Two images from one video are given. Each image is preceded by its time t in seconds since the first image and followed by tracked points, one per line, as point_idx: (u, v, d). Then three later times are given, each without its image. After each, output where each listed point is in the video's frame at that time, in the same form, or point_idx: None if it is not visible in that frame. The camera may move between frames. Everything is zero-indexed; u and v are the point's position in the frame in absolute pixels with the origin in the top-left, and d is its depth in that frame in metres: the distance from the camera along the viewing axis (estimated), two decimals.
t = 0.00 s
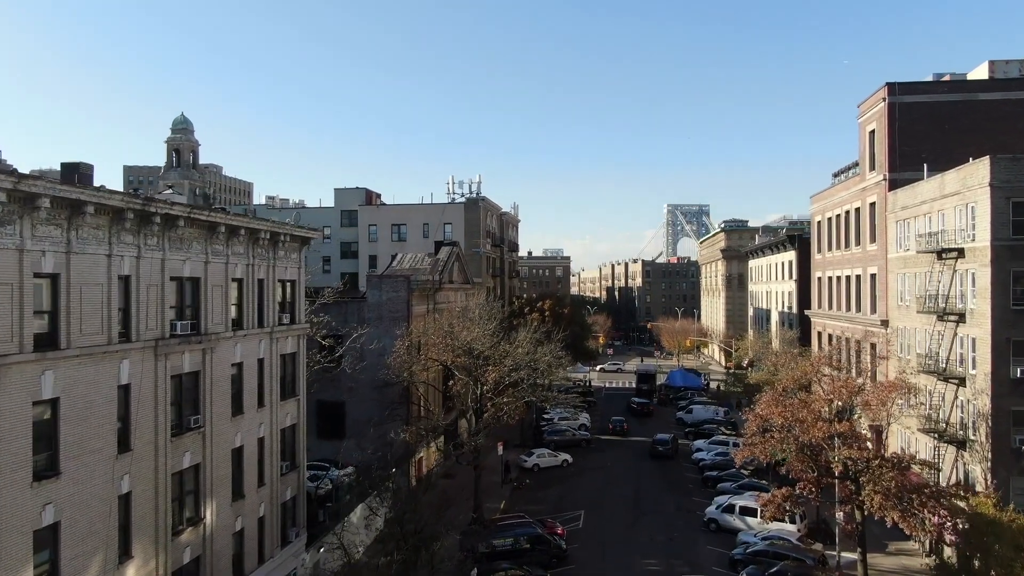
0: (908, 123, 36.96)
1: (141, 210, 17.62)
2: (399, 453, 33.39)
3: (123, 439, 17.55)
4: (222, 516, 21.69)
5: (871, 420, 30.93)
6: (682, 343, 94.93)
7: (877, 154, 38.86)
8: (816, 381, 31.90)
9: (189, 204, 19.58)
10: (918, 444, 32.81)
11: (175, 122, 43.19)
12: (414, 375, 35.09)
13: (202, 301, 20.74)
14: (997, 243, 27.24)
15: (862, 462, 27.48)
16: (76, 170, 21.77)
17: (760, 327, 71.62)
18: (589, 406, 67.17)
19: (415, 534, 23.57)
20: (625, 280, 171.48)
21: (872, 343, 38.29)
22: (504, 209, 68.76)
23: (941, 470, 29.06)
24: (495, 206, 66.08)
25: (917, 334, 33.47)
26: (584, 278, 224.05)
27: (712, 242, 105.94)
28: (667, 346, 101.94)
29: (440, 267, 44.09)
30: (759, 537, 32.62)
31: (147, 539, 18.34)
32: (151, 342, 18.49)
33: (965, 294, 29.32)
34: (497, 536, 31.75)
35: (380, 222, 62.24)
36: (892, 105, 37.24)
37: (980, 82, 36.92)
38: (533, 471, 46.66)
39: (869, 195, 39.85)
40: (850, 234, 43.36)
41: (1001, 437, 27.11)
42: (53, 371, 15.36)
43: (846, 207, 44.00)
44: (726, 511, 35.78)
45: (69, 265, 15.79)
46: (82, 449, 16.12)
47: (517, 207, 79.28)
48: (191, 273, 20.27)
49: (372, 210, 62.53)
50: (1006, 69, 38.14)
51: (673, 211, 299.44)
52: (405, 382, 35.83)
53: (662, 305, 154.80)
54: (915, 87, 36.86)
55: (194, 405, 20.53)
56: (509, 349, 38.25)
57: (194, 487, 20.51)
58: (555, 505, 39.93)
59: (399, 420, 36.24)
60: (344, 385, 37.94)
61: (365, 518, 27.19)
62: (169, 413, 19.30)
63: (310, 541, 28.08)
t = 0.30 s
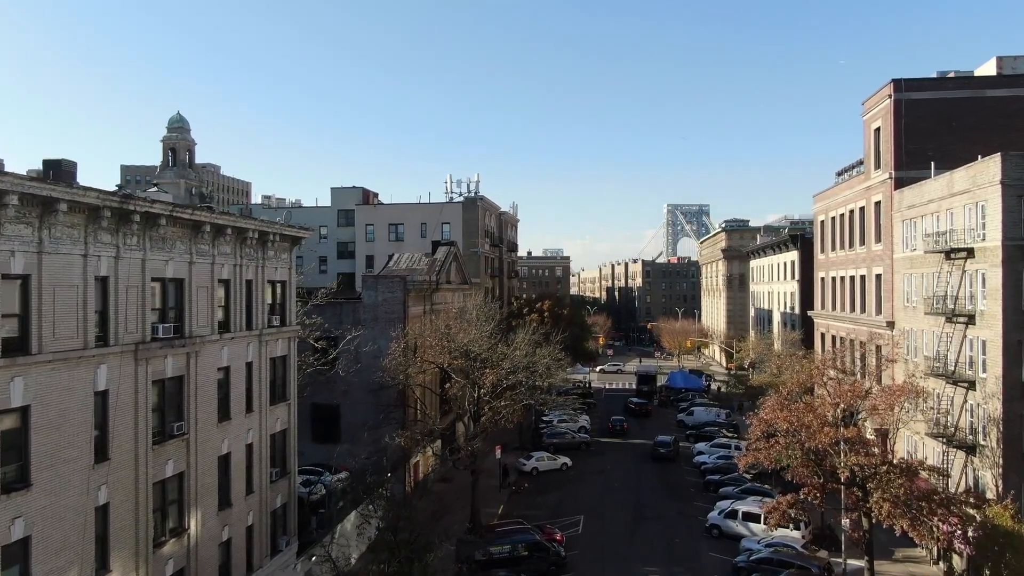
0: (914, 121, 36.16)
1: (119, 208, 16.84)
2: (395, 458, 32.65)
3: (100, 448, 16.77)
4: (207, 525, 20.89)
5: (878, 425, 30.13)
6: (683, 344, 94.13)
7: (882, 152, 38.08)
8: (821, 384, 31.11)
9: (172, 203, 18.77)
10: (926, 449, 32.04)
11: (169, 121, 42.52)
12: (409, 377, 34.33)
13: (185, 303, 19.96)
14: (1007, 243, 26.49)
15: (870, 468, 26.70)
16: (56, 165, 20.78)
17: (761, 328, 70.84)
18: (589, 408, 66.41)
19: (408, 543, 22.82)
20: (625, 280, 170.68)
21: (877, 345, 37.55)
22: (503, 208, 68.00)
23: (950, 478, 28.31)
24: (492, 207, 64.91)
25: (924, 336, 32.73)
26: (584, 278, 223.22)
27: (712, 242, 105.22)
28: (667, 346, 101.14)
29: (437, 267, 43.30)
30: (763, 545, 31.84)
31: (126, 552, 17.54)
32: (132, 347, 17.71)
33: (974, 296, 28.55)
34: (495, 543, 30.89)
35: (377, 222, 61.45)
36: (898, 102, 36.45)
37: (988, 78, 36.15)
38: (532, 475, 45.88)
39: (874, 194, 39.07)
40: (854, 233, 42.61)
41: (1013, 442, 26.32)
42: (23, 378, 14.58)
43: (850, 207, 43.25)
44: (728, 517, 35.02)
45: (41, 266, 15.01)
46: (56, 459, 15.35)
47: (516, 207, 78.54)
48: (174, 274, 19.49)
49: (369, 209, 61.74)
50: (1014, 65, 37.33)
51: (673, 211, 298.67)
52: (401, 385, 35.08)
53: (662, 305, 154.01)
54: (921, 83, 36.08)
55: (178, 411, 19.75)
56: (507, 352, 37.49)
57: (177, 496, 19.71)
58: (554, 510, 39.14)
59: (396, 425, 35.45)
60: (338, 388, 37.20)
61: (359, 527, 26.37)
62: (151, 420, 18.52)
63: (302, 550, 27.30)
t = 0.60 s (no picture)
0: (921, 117, 35.37)
1: (94, 205, 16.07)
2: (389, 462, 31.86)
3: (74, 457, 15.99)
4: (191, 536, 20.08)
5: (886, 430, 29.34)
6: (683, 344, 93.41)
7: (888, 150, 37.27)
8: (827, 388, 30.33)
9: (153, 200, 17.99)
10: (934, 454, 31.24)
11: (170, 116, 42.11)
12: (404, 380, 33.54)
13: (167, 305, 19.17)
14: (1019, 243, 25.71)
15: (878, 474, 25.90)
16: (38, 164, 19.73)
17: (763, 329, 70.10)
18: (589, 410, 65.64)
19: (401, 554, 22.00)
20: (625, 280, 169.92)
21: (883, 347, 36.78)
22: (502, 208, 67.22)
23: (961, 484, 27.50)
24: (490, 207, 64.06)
25: (932, 338, 31.96)
26: (584, 278, 222.44)
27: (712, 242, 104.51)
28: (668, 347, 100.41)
29: (434, 268, 42.50)
30: (766, 552, 31.04)
31: (103, 567, 16.73)
32: (109, 350, 16.92)
33: (985, 297, 27.74)
34: (491, 551, 30.06)
35: (374, 221, 60.63)
36: (904, 98, 35.64)
37: (996, 74, 35.37)
38: (530, 479, 45.09)
39: (879, 193, 38.28)
40: (858, 233, 41.85)
41: None
42: None
43: (854, 206, 42.48)
44: (730, 522, 34.23)
45: (9, 265, 14.22)
46: (26, 469, 14.58)
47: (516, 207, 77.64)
48: (156, 275, 18.70)
49: (366, 208, 60.91)
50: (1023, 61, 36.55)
51: (673, 211, 297.96)
52: (396, 388, 34.28)
53: (662, 305, 153.25)
54: (928, 79, 35.29)
55: (159, 418, 18.97)
56: (505, 354, 36.69)
57: (159, 506, 18.91)
58: (552, 515, 38.35)
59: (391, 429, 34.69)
60: (333, 391, 36.43)
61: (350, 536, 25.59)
62: (130, 427, 17.72)
63: (292, 558, 26.49)
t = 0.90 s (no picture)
0: (927, 114, 34.58)
1: (65, 202, 15.30)
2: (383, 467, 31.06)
3: (45, 468, 15.21)
4: (172, 547, 19.25)
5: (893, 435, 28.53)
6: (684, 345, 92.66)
7: (894, 148, 36.47)
8: (833, 391, 29.52)
9: (130, 197, 17.18)
10: (943, 459, 30.44)
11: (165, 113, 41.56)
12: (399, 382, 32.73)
13: (147, 307, 18.36)
14: None
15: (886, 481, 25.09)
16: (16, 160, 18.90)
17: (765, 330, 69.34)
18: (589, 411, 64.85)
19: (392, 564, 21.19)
20: (624, 280, 169.13)
21: (889, 349, 36.01)
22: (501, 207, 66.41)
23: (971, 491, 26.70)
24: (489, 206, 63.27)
25: (940, 340, 31.18)
26: (584, 278, 221.64)
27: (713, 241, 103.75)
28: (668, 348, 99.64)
29: (430, 268, 41.72)
30: (770, 559, 30.24)
31: None
32: (84, 355, 16.12)
33: (996, 297, 26.92)
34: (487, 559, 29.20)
35: (371, 220, 59.81)
36: (910, 95, 34.84)
37: (1004, 70, 34.61)
38: (529, 482, 44.29)
39: (884, 191, 37.47)
40: (863, 232, 41.06)
41: None
42: None
43: (858, 205, 41.71)
44: (733, 528, 33.43)
45: None
46: None
47: (515, 206, 76.83)
48: (134, 275, 17.91)
49: (362, 207, 60.08)
50: None
51: (673, 211, 297.17)
52: (391, 391, 33.46)
53: (662, 306, 152.47)
54: (935, 75, 34.50)
55: (138, 424, 18.16)
56: (503, 356, 35.92)
57: (137, 517, 18.10)
58: (551, 520, 37.56)
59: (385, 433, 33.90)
60: (327, 395, 35.64)
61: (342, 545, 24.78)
62: (106, 435, 16.92)
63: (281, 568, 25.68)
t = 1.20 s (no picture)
0: (934, 111, 33.75)
1: (33, 199, 14.50)
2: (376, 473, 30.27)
3: (13, 480, 14.41)
4: (152, 560, 18.43)
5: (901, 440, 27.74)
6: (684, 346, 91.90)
7: (899, 145, 35.65)
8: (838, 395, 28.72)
9: (105, 194, 16.38)
10: (952, 465, 29.63)
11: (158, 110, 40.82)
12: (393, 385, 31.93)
13: (124, 309, 17.56)
14: None
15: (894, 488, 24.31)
16: None
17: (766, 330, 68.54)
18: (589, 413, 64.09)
19: None
20: (624, 281, 168.37)
21: (894, 351, 35.25)
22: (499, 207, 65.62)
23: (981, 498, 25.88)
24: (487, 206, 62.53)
25: (948, 342, 30.39)
26: (584, 278, 220.91)
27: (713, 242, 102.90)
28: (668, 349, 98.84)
29: (426, 268, 40.94)
30: (774, 567, 29.46)
31: None
32: (55, 361, 15.33)
33: (1006, 299, 26.13)
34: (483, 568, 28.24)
35: (368, 220, 59.04)
36: (916, 91, 34.01)
37: (1012, 66, 33.85)
38: (527, 486, 43.50)
39: (889, 190, 36.66)
40: (867, 231, 40.27)
41: None
42: None
43: (862, 204, 40.91)
44: (736, 535, 32.65)
45: None
46: None
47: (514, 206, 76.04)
48: (111, 276, 17.11)
49: (359, 207, 59.32)
50: None
51: (673, 211, 296.42)
52: (385, 394, 32.66)
53: (663, 306, 151.74)
54: (942, 71, 33.69)
55: (115, 432, 17.35)
56: (500, 359, 35.14)
57: (114, 529, 17.28)
58: (549, 525, 36.78)
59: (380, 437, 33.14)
60: (320, 398, 34.85)
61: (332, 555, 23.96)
62: (80, 445, 16.12)
63: None
